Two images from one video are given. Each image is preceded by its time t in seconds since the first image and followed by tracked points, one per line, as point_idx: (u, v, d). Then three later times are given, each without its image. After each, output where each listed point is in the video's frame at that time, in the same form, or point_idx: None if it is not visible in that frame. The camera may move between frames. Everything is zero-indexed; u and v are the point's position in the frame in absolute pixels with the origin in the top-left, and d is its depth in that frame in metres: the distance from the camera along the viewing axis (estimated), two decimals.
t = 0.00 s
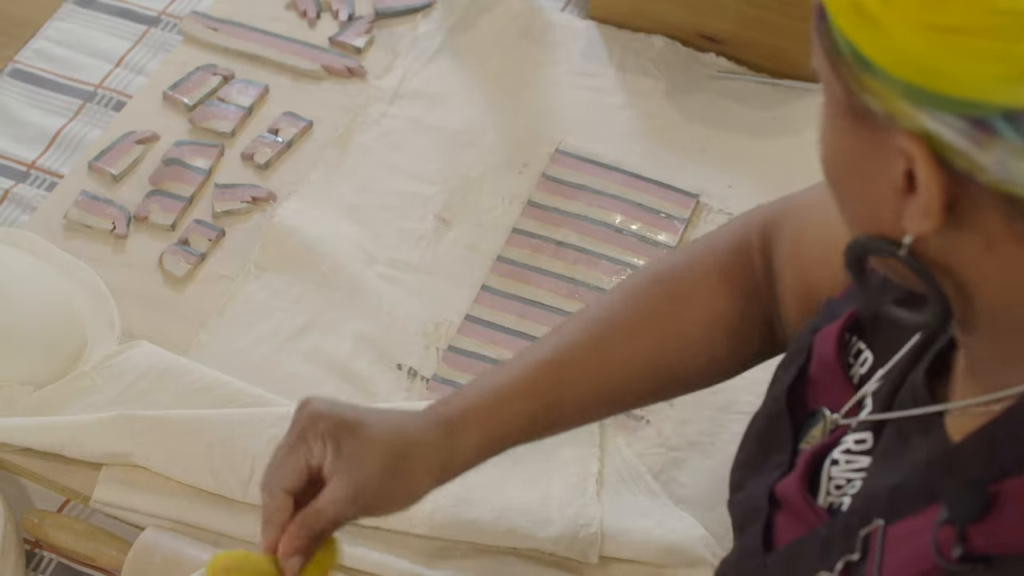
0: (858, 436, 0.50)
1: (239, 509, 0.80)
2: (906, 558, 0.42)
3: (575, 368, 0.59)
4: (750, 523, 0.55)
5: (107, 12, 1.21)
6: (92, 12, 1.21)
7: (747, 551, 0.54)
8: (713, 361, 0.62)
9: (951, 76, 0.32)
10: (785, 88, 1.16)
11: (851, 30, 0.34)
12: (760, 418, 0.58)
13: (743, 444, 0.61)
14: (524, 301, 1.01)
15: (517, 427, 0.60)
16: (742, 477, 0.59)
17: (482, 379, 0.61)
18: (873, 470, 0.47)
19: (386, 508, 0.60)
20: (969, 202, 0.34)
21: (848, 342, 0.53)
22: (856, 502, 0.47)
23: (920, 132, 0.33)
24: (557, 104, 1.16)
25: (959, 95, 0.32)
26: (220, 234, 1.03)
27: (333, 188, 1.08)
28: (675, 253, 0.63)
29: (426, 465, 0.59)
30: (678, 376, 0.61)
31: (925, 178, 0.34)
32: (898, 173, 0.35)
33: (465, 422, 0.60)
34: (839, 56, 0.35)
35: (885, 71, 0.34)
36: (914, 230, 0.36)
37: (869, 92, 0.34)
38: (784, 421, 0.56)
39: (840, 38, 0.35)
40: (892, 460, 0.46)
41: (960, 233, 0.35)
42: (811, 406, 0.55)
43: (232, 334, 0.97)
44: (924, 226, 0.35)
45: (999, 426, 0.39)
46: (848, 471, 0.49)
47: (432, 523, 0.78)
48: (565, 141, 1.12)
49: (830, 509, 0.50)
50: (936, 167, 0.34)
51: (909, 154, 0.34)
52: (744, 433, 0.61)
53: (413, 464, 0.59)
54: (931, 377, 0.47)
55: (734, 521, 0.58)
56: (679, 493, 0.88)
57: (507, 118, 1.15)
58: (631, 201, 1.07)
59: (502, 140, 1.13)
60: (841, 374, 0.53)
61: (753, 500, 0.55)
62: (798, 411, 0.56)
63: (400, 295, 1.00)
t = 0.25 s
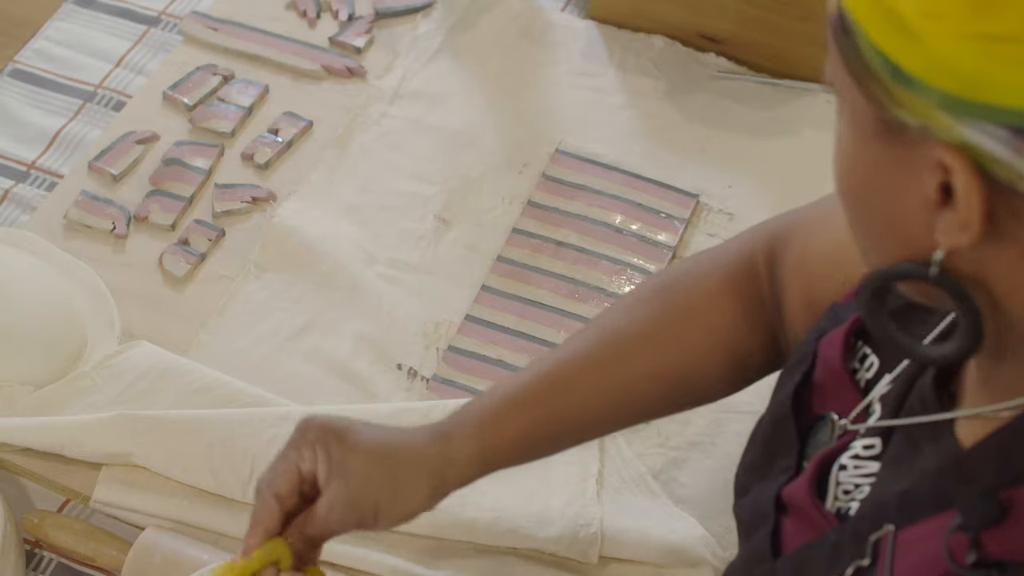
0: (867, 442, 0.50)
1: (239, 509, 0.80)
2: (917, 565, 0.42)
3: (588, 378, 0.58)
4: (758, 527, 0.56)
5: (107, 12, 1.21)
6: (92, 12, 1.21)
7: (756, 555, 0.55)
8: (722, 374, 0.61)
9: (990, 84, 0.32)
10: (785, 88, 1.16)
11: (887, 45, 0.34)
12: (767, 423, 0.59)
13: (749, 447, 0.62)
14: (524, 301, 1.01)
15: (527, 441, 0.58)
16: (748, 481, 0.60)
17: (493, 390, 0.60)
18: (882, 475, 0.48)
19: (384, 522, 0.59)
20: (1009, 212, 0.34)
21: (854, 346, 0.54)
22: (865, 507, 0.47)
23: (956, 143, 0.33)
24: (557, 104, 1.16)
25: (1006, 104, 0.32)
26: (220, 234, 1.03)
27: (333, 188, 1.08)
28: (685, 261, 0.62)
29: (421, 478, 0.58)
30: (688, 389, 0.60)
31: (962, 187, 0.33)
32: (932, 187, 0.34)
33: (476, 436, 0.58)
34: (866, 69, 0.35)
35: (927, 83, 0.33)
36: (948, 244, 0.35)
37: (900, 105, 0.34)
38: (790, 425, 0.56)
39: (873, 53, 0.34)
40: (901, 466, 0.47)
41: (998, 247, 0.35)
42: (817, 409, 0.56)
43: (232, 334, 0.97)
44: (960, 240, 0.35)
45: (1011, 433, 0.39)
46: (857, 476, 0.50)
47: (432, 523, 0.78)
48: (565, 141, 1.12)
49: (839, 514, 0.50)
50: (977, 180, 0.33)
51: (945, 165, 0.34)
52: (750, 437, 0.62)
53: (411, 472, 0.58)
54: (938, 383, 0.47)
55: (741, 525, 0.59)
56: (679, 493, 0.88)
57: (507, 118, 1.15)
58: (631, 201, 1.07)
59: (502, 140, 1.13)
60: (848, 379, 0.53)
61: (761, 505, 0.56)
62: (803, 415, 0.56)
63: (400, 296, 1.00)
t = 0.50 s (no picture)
0: (875, 445, 0.50)
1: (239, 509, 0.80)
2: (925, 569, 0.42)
3: (590, 384, 0.58)
4: (764, 530, 0.55)
5: (107, 12, 1.21)
6: (92, 12, 1.21)
7: (765, 559, 0.54)
8: (730, 383, 0.60)
9: None
10: (785, 88, 1.16)
11: (925, 73, 0.34)
12: (772, 425, 0.58)
13: (753, 450, 0.61)
14: (524, 301, 1.01)
15: (528, 448, 0.58)
16: (752, 483, 0.59)
17: (495, 396, 0.60)
18: (890, 478, 0.47)
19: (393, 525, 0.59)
20: None
21: (860, 349, 0.54)
22: (872, 508, 0.47)
23: (1012, 166, 0.33)
24: (556, 104, 1.16)
25: None
26: (220, 234, 1.03)
27: (333, 188, 1.08)
28: (691, 270, 0.62)
29: (426, 477, 0.58)
30: (693, 399, 0.59)
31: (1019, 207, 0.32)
32: (981, 213, 0.34)
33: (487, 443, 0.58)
34: (904, 105, 0.35)
35: (971, 104, 0.33)
36: (1000, 271, 0.34)
37: (948, 136, 0.34)
38: (796, 427, 0.56)
39: (908, 85, 0.35)
40: (909, 469, 0.46)
41: None
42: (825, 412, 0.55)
43: (232, 334, 0.97)
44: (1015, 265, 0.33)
45: (1019, 440, 0.39)
46: (865, 479, 0.49)
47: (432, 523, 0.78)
48: (565, 141, 1.12)
49: (846, 516, 0.50)
50: None
51: (998, 189, 0.33)
52: (754, 441, 0.61)
53: (415, 478, 0.58)
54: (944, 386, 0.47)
55: (747, 528, 0.58)
56: (680, 494, 0.88)
57: (507, 118, 1.15)
58: (631, 201, 1.07)
59: (502, 140, 1.13)
60: (854, 383, 0.53)
61: (767, 507, 0.55)
62: (810, 418, 0.56)
63: (400, 296, 1.00)
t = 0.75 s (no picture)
0: (889, 448, 0.50)
1: (238, 509, 0.80)
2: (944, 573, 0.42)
3: (592, 378, 0.58)
4: (778, 533, 0.55)
5: (107, 12, 1.21)
6: (92, 12, 1.21)
7: (778, 561, 0.54)
8: (732, 379, 0.60)
9: None
10: (785, 88, 1.16)
11: (973, 106, 0.34)
12: (783, 429, 0.58)
13: (766, 453, 0.61)
14: (524, 301, 1.01)
15: (528, 439, 0.58)
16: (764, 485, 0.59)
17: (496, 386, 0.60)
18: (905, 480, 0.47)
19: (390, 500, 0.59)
20: None
21: (872, 352, 0.54)
22: (887, 511, 0.46)
23: None
24: (556, 104, 1.16)
25: None
26: (220, 234, 1.03)
27: (333, 188, 1.08)
28: (697, 263, 0.62)
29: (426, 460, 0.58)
30: (697, 394, 0.60)
31: None
32: None
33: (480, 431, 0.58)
34: (956, 146, 0.35)
35: None
36: None
37: (1004, 170, 0.34)
38: (809, 430, 0.56)
39: (956, 122, 0.35)
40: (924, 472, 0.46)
41: None
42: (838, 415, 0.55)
43: (232, 334, 0.97)
44: None
45: None
46: (879, 482, 0.49)
47: (432, 523, 0.78)
48: (565, 141, 1.12)
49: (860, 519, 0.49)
50: None
51: None
52: (766, 443, 0.61)
53: (415, 461, 0.58)
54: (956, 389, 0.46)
55: (760, 531, 0.58)
56: (680, 494, 0.88)
57: (507, 118, 1.15)
58: (631, 201, 1.07)
59: (503, 140, 1.13)
60: (865, 386, 0.53)
61: (780, 510, 0.55)
62: (822, 421, 0.56)
63: (400, 296, 1.00)
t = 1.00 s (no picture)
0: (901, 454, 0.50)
1: (239, 509, 0.80)
2: None
3: (594, 393, 0.56)
4: (791, 541, 0.55)
5: (107, 12, 1.21)
6: (92, 12, 1.21)
7: (790, 569, 0.54)
8: (743, 384, 0.59)
9: None
10: (785, 88, 1.16)
11: (1014, 165, 0.31)
12: (792, 435, 0.59)
13: (774, 460, 0.61)
14: (524, 301, 1.01)
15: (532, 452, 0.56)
16: (774, 493, 0.59)
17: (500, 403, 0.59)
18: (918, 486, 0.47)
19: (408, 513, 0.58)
20: None
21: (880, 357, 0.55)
22: (901, 516, 0.46)
23: None
24: (556, 104, 1.16)
25: None
26: (220, 234, 1.03)
27: (333, 188, 1.08)
28: (702, 266, 0.60)
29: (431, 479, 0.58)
30: (702, 403, 0.58)
31: None
32: None
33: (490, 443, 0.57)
34: (994, 209, 0.32)
35: None
36: None
37: None
38: (818, 435, 0.56)
39: (994, 182, 0.32)
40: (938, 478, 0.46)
41: None
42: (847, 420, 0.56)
43: (232, 334, 0.97)
44: None
45: None
46: (891, 487, 0.49)
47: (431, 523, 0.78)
48: (566, 141, 1.12)
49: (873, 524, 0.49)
50: None
51: None
52: (775, 450, 0.62)
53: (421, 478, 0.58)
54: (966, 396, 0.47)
55: (772, 539, 0.58)
56: (679, 494, 0.88)
57: (507, 118, 1.15)
58: (631, 201, 1.07)
59: (503, 140, 1.13)
60: (874, 391, 0.54)
61: (792, 517, 0.55)
62: (831, 426, 0.56)
63: (400, 295, 1.00)
